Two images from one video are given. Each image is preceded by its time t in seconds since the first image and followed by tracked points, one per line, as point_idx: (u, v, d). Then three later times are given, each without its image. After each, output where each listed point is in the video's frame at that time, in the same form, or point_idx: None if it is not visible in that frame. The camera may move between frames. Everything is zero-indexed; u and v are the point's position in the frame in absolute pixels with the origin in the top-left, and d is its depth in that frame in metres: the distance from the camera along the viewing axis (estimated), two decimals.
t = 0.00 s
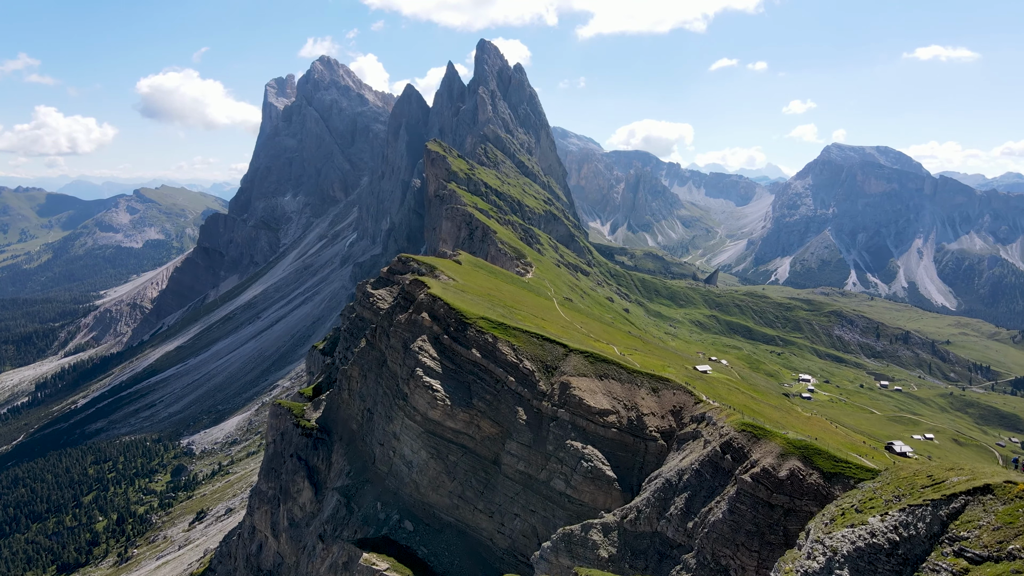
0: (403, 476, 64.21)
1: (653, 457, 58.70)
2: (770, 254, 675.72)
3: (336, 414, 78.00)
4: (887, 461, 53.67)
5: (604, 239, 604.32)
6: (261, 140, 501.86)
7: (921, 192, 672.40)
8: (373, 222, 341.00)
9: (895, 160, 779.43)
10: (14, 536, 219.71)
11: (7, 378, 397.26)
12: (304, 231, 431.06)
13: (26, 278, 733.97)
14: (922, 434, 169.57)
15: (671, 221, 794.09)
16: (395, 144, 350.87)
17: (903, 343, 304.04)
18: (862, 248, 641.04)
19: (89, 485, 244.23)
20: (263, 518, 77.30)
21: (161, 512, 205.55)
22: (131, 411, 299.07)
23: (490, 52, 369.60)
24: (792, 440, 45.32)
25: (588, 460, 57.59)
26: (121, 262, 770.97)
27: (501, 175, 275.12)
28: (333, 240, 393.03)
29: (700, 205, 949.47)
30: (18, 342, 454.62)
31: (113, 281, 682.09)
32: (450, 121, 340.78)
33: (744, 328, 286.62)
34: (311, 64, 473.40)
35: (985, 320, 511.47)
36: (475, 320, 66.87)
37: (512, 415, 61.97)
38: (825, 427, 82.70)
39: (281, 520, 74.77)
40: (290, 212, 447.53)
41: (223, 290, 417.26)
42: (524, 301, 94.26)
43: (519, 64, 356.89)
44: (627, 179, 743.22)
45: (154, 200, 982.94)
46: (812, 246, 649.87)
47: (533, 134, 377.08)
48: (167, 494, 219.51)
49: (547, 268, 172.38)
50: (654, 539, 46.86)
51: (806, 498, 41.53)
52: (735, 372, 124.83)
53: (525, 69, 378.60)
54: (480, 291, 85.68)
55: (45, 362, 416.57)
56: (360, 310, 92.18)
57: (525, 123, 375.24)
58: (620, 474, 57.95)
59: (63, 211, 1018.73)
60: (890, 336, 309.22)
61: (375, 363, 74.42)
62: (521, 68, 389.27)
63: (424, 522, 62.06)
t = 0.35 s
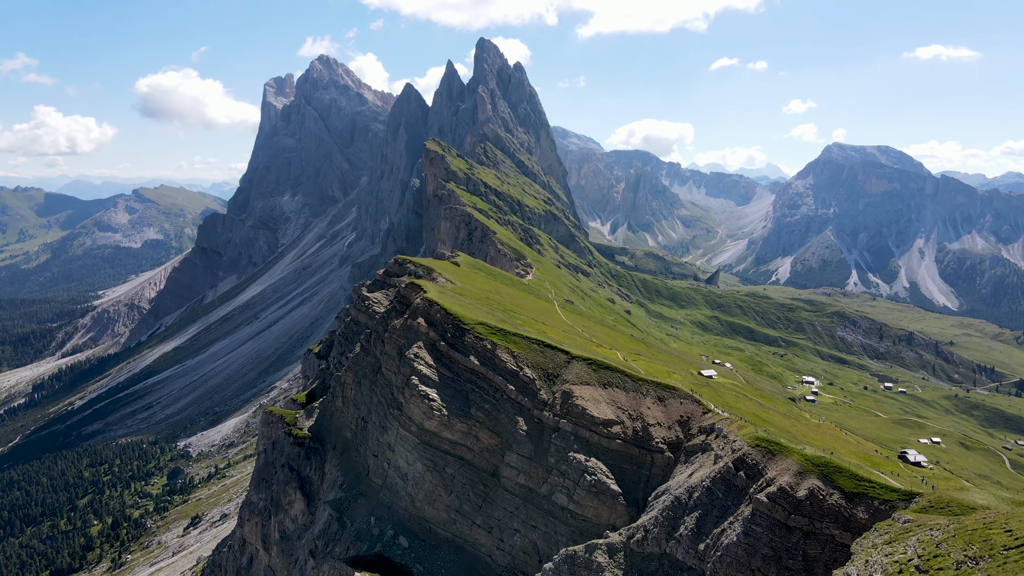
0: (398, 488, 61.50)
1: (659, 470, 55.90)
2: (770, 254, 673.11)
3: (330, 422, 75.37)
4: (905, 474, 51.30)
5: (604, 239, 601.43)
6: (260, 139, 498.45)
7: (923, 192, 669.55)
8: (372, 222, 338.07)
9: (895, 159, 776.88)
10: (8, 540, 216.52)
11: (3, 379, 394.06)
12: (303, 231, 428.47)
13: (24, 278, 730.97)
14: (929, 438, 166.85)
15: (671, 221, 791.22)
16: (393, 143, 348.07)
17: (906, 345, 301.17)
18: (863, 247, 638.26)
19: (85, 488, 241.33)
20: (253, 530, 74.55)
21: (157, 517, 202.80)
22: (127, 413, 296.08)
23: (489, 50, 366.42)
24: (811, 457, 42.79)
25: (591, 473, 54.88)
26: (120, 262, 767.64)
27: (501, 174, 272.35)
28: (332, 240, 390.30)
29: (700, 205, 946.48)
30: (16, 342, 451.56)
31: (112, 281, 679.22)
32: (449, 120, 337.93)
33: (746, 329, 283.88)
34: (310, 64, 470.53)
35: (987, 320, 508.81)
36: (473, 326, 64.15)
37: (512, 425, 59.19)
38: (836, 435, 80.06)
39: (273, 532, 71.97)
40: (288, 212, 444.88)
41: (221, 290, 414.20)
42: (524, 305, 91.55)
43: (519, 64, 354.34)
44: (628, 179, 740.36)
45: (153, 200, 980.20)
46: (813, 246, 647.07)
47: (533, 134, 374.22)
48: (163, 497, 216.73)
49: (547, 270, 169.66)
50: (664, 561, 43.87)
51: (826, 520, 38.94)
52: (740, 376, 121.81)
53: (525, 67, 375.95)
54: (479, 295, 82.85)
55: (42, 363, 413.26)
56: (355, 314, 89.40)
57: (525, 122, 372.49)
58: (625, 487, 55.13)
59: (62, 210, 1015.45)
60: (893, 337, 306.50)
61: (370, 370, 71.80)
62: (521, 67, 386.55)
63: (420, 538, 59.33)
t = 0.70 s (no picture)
0: (392, 503, 58.71)
1: (666, 484, 53.18)
2: (771, 254, 670.48)
3: (323, 431, 72.65)
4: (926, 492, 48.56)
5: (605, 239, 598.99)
6: (259, 139, 495.25)
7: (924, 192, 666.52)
8: (371, 222, 335.27)
9: (896, 159, 774.36)
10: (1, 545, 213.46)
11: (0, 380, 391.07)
12: (301, 231, 425.83)
13: (23, 278, 727.93)
14: (936, 442, 164.13)
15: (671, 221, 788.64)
16: (392, 143, 345.36)
17: (910, 346, 298.43)
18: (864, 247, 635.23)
19: (80, 492, 238.39)
20: (243, 544, 71.86)
21: (152, 521, 199.86)
22: (124, 415, 293.25)
23: (489, 49, 363.17)
24: (831, 475, 40.20)
25: (595, 488, 52.16)
26: (119, 262, 764.81)
27: (501, 174, 269.44)
28: (331, 240, 387.71)
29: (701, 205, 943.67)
30: (13, 343, 448.65)
31: (111, 281, 676.42)
32: (449, 119, 335.26)
33: (748, 330, 281.17)
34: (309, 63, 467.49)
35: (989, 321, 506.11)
36: (471, 332, 61.37)
37: (512, 437, 56.50)
38: (847, 445, 77.31)
39: (263, 546, 69.27)
40: (287, 212, 442.04)
41: (219, 291, 411.25)
42: (524, 309, 88.76)
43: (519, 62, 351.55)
44: (628, 179, 737.67)
45: (152, 199, 977.32)
46: (814, 246, 644.38)
47: (533, 133, 371.50)
48: (158, 501, 213.95)
49: (548, 271, 166.98)
50: None
51: (850, 546, 36.33)
52: (746, 381, 118.86)
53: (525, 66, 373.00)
54: (477, 299, 80.05)
55: (40, 364, 410.17)
56: (350, 318, 86.54)
57: (525, 122, 369.76)
58: (631, 503, 52.42)
59: (61, 210, 1012.74)
60: (897, 338, 303.58)
61: (364, 377, 69.12)
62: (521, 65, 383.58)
63: (415, 555, 56.60)
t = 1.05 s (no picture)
0: (386, 519, 55.95)
1: (674, 499, 50.46)
2: (772, 254, 668.24)
3: (315, 440, 69.98)
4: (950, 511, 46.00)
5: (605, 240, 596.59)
6: (257, 139, 492.19)
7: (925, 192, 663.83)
8: (370, 223, 332.58)
9: (897, 159, 772.14)
10: None
11: None
12: (300, 231, 423.25)
13: (21, 279, 724.74)
14: (943, 446, 161.64)
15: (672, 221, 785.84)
16: (391, 143, 342.96)
17: (913, 347, 295.80)
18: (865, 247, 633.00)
19: (75, 495, 235.50)
20: (232, 559, 69.12)
21: (146, 526, 196.77)
22: (121, 417, 290.27)
23: (489, 48, 360.09)
24: (853, 496, 37.75)
25: (599, 504, 49.44)
26: (117, 262, 761.57)
27: (500, 174, 266.78)
28: (330, 240, 385.16)
29: (701, 205, 941.02)
30: (10, 344, 445.19)
31: (109, 281, 672.94)
32: (448, 119, 332.57)
33: (750, 331, 278.63)
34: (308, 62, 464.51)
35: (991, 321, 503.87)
36: (469, 339, 58.69)
37: (511, 450, 53.78)
38: (859, 455, 74.37)
39: (253, 561, 66.59)
40: (285, 212, 439.33)
41: (217, 291, 408.19)
42: (524, 312, 86.10)
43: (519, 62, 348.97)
44: (628, 178, 734.69)
45: (151, 199, 973.87)
46: (815, 246, 642.00)
47: (533, 133, 369.00)
48: (154, 505, 211.38)
49: (548, 272, 164.29)
50: None
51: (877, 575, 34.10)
52: (752, 386, 116.05)
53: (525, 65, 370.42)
54: (475, 302, 77.30)
55: (36, 365, 406.77)
56: (344, 323, 83.77)
57: (525, 121, 367.24)
58: (637, 519, 49.72)
59: (59, 211, 1009.30)
60: (900, 339, 301.18)
61: (358, 385, 66.44)
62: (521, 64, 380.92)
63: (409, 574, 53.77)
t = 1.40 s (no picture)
0: (378, 537, 53.21)
1: (682, 516, 47.76)
2: (772, 254, 665.55)
3: (306, 451, 67.23)
4: (977, 533, 43.82)
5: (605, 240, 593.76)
6: (255, 138, 488.90)
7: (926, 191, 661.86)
8: (368, 223, 329.91)
9: (897, 159, 769.48)
10: None
11: None
12: (298, 231, 420.47)
13: (19, 279, 721.45)
14: (950, 451, 158.64)
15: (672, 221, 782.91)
16: (390, 142, 340.45)
17: (917, 349, 292.80)
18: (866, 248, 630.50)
19: (69, 498, 232.25)
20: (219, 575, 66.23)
21: (140, 531, 193.60)
22: (117, 419, 287.27)
23: (489, 47, 357.32)
24: (879, 522, 36.08)
25: (603, 523, 46.69)
26: (115, 262, 758.44)
27: (500, 174, 263.88)
28: (328, 241, 382.46)
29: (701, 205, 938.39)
30: (6, 345, 441.76)
31: (108, 282, 669.56)
32: (447, 119, 329.62)
33: (752, 332, 275.90)
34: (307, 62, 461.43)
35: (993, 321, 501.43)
36: (466, 347, 55.85)
37: (511, 464, 50.96)
38: (873, 465, 71.27)
39: None
40: (284, 212, 436.34)
41: (215, 292, 405.19)
42: (523, 317, 83.25)
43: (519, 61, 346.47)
44: (629, 178, 731.60)
45: (149, 199, 970.49)
46: (816, 246, 639.38)
47: (533, 132, 366.38)
48: (149, 509, 208.43)
49: (548, 274, 161.40)
50: None
51: None
52: (757, 390, 113.21)
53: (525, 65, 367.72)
54: (473, 307, 74.59)
55: (33, 366, 403.27)
56: (338, 328, 80.96)
57: (525, 121, 364.56)
58: (644, 539, 46.94)
59: (58, 211, 1005.91)
60: (903, 340, 298.15)
61: (351, 394, 63.75)
62: (521, 64, 378.32)
63: None
